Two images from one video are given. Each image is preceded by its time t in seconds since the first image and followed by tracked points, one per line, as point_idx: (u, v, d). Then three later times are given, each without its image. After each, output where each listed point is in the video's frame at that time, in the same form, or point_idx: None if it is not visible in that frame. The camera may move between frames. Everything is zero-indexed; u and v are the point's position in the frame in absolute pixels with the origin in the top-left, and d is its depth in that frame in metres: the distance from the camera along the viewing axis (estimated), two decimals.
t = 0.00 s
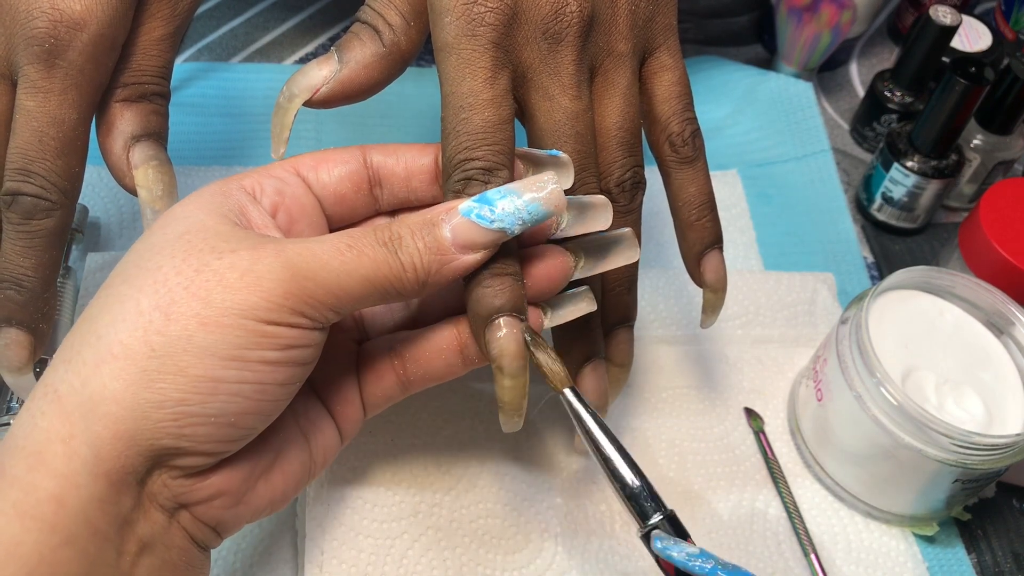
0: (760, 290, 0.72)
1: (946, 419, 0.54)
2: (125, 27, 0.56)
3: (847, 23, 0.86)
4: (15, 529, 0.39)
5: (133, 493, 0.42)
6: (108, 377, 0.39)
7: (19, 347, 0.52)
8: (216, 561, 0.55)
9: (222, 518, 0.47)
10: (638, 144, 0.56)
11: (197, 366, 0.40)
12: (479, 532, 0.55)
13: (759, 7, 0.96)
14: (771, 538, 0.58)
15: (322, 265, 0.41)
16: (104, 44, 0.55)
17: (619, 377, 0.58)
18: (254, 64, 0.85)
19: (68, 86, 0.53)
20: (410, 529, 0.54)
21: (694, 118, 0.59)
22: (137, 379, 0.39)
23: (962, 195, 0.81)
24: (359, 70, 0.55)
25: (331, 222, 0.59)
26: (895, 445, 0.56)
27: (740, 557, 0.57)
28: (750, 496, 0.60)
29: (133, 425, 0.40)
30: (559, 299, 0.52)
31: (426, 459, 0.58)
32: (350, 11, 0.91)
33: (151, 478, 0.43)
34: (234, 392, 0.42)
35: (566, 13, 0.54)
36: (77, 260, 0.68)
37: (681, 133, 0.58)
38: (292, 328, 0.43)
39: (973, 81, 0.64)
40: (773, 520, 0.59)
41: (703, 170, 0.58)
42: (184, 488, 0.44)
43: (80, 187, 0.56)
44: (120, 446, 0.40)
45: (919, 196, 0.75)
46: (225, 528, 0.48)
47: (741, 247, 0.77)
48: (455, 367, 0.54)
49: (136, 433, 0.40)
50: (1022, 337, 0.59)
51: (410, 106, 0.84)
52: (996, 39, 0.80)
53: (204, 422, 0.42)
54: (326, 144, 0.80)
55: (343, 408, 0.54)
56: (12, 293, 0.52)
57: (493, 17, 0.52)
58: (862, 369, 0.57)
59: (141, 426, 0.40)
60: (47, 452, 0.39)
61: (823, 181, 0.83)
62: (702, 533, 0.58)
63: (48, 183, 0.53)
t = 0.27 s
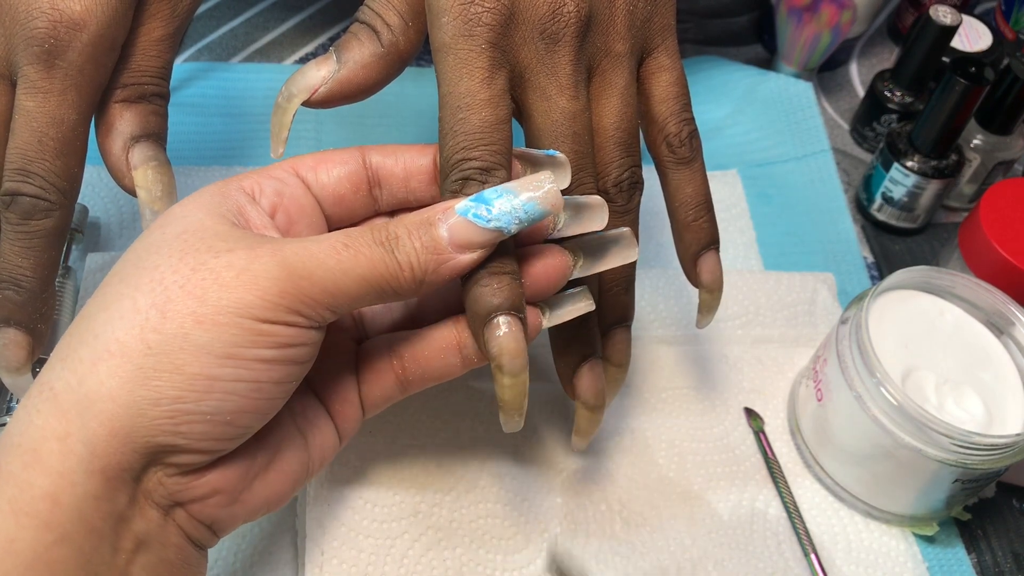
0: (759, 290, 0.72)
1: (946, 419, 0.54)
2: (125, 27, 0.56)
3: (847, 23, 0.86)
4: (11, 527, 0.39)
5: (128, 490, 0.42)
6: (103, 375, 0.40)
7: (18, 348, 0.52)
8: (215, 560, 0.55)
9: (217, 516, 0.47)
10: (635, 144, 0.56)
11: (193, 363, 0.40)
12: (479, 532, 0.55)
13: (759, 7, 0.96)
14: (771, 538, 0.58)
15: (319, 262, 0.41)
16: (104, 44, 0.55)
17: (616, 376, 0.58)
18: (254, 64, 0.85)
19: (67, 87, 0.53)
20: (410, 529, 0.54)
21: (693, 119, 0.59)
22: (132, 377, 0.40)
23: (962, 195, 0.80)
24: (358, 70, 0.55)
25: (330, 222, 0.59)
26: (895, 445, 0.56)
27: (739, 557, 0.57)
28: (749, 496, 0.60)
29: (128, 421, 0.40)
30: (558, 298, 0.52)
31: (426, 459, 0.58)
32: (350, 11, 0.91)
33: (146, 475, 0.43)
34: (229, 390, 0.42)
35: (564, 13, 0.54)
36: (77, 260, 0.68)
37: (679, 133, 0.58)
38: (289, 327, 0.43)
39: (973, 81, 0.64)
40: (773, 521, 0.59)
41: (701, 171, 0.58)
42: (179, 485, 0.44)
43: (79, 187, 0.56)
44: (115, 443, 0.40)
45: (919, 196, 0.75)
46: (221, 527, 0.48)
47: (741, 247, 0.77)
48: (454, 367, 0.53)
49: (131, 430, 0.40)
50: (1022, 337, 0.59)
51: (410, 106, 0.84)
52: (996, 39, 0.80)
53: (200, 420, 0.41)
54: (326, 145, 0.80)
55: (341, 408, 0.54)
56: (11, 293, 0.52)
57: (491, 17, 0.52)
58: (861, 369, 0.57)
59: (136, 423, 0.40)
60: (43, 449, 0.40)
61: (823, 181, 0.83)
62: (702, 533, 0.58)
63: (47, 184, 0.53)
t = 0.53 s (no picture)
0: (759, 290, 0.72)
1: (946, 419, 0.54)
2: (125, 27, 0.56)
3: (847, 23, 0.86)
4: (9, 525, 0.39)
5: (126, 488, 0.42)
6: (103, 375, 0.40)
7: (19, 347, 0.52)
8: (215, 560, 0.55)
9: (215, 516, 0.47)
10: (636, 144, 0.56)
11: (193, 363, 0.40)
12: (479, 532, 0.55)
13: (759, 7, 0.96)
14: (771, 538, 0.58)
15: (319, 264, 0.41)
16: (104, 44, 0.55)
17: (617, 376, 0.58)
18: (254, 64, 0.85)
19: (67, 87, 0.53)
20: (410, 529, 0.54)
21: (693, 119, 0.59)
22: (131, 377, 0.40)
23: (962, 195, 0.80)
24: (358, 71, 0.55)
25: (332, 223, 0.59)
26: (895, 445, 0.56)
27: (740, 558, 0.57)
28: (749, 496, 0.60)
29: (127, 420, 0.40)
30: (558, 296, 0.52)
31: (426, 458, 0.58)
32: (350, 11, 0.91)
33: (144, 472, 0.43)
34: (229, 390, 0.42)
35: (564, 13, 0.54)
36: (77, 260, 0.68)
37: (679, 134, 0.58)
38: (289, 329, 0.43)
39: (973, 81, 0.64)
40: (773, 520, 0.59)
41: (700, 171, 0.58)
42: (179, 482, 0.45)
43: (80, 187, 0.56)
44: (114, 442, 0.40)
45: (919, 196, 0.75)
46: (219, 527, 0.48)
47: (741, 247, 0.77)
48: (456, 366, 0.54)
49: (130, 429, 0.40)
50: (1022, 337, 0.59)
51: (410, 106, 0.84)
52: (996, 40, 0.80)
53: (199, 420, 0.42)
54: (326, 145, 0.80)
55: (341, 409, 0.54)
56: (11, 293, 0.52)
57: (491, 17, 0.52)
58: (861, 369, 0.57)
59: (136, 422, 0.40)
60: (42, 448, 0.40)
61: (823, 181, 0.83)
62: (702, 532, 0.58)
63: (47, 184, 0.53)
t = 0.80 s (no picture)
0: (759, 290, 0.72)
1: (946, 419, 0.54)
2: (125, 27, 0.56)
3: (847, 23, 0.86)
4: (12, 525, 0.40)
5: (129, 489, 0.42)
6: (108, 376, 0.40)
7: (19, 347, 0.52)
8: (215, 561, 0.55)
9: (219, 515, 0.47)
10: (635, 144, 0.56)
11: (196, 362, 0.40)
12: (479, 532, 0.55)
13: (759, 7, 0.96)
14: (771, 538, 0.58)
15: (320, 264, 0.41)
16: (103, 44, 0.55)
17: (616, 375, 0.58)
18: (253, 64, 0.85)
19: (67, 86, 0.53)
20: (410, 529, 0.54)
21: (692, 119, 0.59)
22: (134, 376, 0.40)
23: (962, 195, 0.80)
24: (357, 70, 0.55)
25: (331, 223, 0.59)
26: (895, 445, 0.56)
27: (740, 558, 0.57)
28: (749, 496, 0.60)
29: (130, 420, 0.40)
30: (559, 295, 0.52)
31: (426, 458, 0.57)
32: (350, 11, 0.91)
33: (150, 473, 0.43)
34: (231, 390, 0.42)
35: (563, 12, 0.54)
36: (77, 260, 0.68)
37: (678, 133, 0.58)
38: (290, 328, 0.43)
39: (973, 81, 0.64)
40: (773, 521, 0.59)
41: (699, 171, 0.58)
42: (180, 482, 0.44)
43: (79, 187, 0.56)
44: (117, 442, 0.40)
45: (919, 196, 0.75)
46: (222, 526, 0.48)
47: (741, 247, 0.77)
48: (458, 364, 0.53)
49: (133, 429, 0.40)
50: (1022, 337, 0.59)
51: (409, 106, 0.84)
52: (996, 40, 0.80)
53: (202, 420, 0.42)
54: (325, 145, 0.80)
55: (343, 407, 0.54)
56: (11, 293, 0.52)
57: (491, 16, 0.52)
58: (861, 370, 0.57)
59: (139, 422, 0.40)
60: (46, 448, 0.40)
61: (823, 181, 0.83)
62: (702, 533, 0.58)
63: (47, 183, 0.53)
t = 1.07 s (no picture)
0: (759, 290, 0.72)
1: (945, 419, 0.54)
2: (125, 27, 0.56)
3: (847, 23, 0.86)
4: (27, 535, 0.38)
5: (146, 497, 0.42)
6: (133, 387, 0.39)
7: (20, 347, 0.53)
8: None
9: (232, 520, 0.47)
10: (633, 144, 0.56)
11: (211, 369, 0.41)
12: (479, 532, 0.55)
13: (760, 8, 0.96)
14: (771, 538, 0.58)
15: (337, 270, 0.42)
16: (104, 44, 0.55)
17: (610, 378, 0.58)
18: (254, 64, 0.85)
19: (67, 86, 0.53)
20: (410, 528, 0.54)
21: (690, 119, 0.59)
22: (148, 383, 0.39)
23: (962, 195, 0.80)
24: (355, 70, 0.55)
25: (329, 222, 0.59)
26: (895, 445, 0.56)
27: (740, 559, 0.57)
28: (750, 497, 0.60)
29: (151, 430, 0.40)
30: (560, 298, 0.52)
31: (426, 458, 0.58)
32: (350, 11, 0.91)
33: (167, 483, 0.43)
34: (246, 398, 0.42)
35: (563, 12, 0.54)
36: (77, 260, 0.68)
37: (675, 134, 0.58)
38: (303, 338, 0.43)
39: (973, 81, 0.64)
40: (773, 521, 0.59)
41: (697, 171, 0.58)
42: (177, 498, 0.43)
43: (80, 187, 0.56)
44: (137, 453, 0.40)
45: (919, 196, 0.75)
46: (233, 532, 0.48)
47: (741, 247, 0.77)
48: (459, 369, 0.55)
49: (152, 438, 0.40)
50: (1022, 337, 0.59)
51: (410, 106, 0.84)
52: (996, 40, 0.80)
53: (220, 426, 0.42)
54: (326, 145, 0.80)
55: (348, 411, 0.54)
56: (12, 293, 0.52)
57: (492, 14, 0.52)
58: (861, 370, 0.57)
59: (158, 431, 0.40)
60: (61, 457, 0.39)
61: (823, 182, 0.83)
62: (703, 533, 0.58)
63: (47, 183, 0.53)
